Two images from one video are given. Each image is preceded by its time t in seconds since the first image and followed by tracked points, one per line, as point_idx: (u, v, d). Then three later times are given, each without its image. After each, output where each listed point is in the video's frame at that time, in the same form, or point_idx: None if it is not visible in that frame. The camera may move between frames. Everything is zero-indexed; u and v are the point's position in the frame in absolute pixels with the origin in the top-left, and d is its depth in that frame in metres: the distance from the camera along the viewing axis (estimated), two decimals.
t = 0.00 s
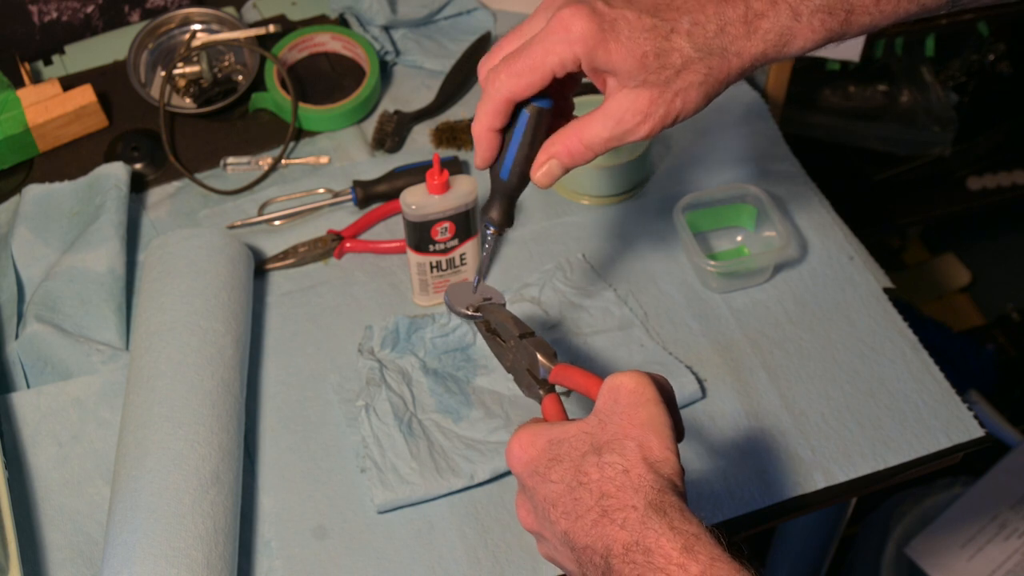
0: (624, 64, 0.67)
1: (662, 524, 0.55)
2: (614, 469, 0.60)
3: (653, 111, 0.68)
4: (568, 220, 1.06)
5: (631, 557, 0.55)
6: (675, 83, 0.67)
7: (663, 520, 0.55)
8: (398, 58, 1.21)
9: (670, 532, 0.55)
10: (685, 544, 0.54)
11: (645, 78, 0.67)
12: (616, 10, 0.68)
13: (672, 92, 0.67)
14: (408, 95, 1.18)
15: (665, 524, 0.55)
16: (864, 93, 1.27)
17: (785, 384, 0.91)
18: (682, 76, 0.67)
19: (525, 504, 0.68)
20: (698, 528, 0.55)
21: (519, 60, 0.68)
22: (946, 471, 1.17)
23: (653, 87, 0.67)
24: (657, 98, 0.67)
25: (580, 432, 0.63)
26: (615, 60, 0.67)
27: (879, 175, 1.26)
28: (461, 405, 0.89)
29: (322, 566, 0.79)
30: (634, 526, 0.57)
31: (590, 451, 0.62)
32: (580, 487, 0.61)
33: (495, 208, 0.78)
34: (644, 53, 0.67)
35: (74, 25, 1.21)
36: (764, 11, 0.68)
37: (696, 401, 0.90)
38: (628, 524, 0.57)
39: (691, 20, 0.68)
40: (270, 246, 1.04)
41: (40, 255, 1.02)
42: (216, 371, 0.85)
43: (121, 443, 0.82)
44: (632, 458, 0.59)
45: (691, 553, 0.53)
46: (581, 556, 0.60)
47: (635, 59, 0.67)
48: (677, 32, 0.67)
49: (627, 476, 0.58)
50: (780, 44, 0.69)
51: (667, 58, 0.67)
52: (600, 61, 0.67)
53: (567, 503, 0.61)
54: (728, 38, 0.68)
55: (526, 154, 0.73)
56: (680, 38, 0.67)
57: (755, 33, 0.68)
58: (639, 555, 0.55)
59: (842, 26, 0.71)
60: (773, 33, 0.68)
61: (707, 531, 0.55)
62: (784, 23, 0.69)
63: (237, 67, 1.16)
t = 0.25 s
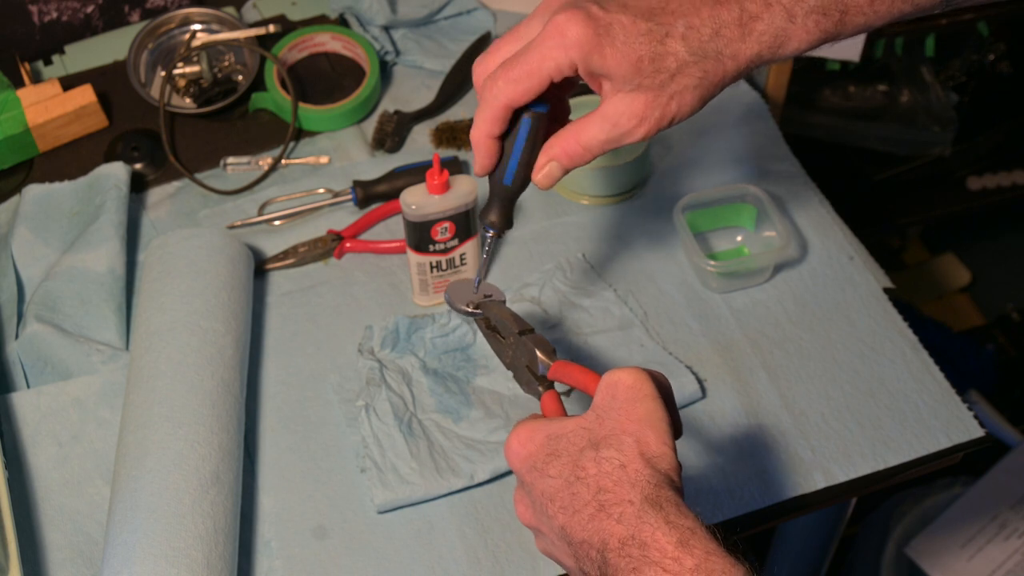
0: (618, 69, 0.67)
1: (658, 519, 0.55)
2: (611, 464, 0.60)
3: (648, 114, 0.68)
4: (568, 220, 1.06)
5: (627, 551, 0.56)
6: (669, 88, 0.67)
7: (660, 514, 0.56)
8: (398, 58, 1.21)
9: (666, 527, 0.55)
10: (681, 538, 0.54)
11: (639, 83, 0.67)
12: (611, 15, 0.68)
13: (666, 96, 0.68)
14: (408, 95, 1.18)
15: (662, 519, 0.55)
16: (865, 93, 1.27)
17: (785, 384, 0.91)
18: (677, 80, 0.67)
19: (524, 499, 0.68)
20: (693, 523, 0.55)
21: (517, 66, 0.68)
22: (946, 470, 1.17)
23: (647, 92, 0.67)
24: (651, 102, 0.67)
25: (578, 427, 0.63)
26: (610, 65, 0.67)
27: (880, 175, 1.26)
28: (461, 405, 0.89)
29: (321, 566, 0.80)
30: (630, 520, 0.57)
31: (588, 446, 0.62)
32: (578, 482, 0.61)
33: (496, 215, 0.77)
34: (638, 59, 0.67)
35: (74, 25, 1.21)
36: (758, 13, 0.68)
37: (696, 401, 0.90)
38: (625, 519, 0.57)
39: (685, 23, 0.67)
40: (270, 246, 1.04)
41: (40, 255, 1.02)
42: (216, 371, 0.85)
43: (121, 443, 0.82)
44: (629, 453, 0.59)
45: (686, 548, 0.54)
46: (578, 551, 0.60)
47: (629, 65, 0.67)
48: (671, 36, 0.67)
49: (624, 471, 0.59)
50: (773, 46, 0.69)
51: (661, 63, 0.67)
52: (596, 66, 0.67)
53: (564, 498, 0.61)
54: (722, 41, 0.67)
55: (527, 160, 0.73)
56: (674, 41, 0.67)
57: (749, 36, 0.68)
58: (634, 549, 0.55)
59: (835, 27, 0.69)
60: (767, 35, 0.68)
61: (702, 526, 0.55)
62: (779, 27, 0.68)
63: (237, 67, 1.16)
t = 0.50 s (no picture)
0: (616, 76, 0.67)
1: (658, 521, 0.56)
2: (612, 466, 0.60)
3: (645, 122, 0.68)
4: (568, 220, 1.06)
5: (628, 553, 0.56)
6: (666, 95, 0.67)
7: (659, 516, 0.56)
8: (398, 58, 1.21)
9: (666, 529, 0.55)
10: (681, 540, 0.55)
11: (636, 90, 0.67)
12: (609, 23, 0.68)
13: (663, 104, 0.68)
14: (408, 95, 1.18)
15: (661, 520, 0.55)
16: (865, 93, 1.27)
17: (785, 384, 0.91)
18: (674, 87, 0.68)
19: (527, 501, 0.68)
20: (693, 524, 0.55)
21: (516, 75, 0.68)
22: (946, 470, 1.17)
23: (644, 99, 0.67)
24: (648, 110, 0.68)
25: (579, 429, 0.63)
26: (607, 73, 0.67)
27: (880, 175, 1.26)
28: (461, 405, 0.89)
29: (322, 566, 0.79)
30: (631, 522, 0.57)
31: (588, 449, 0.62)
32: (579, 484, 0.61)
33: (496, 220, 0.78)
34: (635, 66, 0.67)
35: (74, 25, 1.21)
36: (756, 20, 0.68)
37: (696, 401, 0.90)
38: (625, 521, 0.57)
39: (682, 31, 0.68)
40: (270, 246, 1.04)
41: (40, 255, 1.02)
42: (216, 371, 0.85)
43: (121, 443, 0.82)
44: (629, 455, 0.59)
45: (687, 549, 0.54)
46: (580, 553, 0.61)
47: (626, 72, 0.67)
48: (669, 44, 0.68)
49: (624, 473, 0.59)
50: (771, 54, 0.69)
51: (658, 70, 0.67)
52: (594, 74, 0.68)
53: (566, 500, 0.61)
54: (719, 48, 0.68)
55: (528, 168, 0.73)
56: (672, 48, 0.68)
57: (746, 44, 0.68)
58: (635, 551, 0.56)
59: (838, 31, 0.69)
60: (764, 42, 0.68)
61: (702, 528, 0.55)
62: (777, 33, 0.68)
63: (237, 67, 1.16)
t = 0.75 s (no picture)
0: (594, 76, 0.67)
1: (634, 489, 0.60)
2: (594, 438, 0.63)
3: (616, 126, 0.68)
4: (568, 220, 1.06)
5: (606, 519, 0.60)
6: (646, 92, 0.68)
7: (636, 485, 0.60)
8: (398, 58, 1.21)
9: (641, 496, 0.59)
10: (654, 507, 0.59)
11: (616, 88, 0.67)
12: (582, 22, 0.69)
13: (641, 101, 0.68)
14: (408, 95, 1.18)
15: (637, 489, 0.59)
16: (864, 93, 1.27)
17: (785, 384, 0.91)
18: (605, 103, 0.67)
19: (518, 471, 0.71)
20: (667, 492, 0.59)
21: (488, 79, 0.67)
22: (946, 470, 1.17)
23: (624, 97, 0.67)
24: (626, 109, 0.68)
25: (564, 403, 0.66)
26: (585, 73, 0.67)
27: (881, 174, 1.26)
28: (461, 405, 0.89)
29: (322, 566, 0.80)
30: (609, 490, 0.61)
31: (573, 421, 0.65)
32: (563, 456, 0.64)
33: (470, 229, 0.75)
34: (615, 64, 0.67)
35: (74, 25, 1.21)
36: (734, 11, 0.69)
37: (697, 401, 0.90)
38: (605, 490, 0.61)
39: (662, 26, 0.68)
40: (270, 246, 1.04)
41: (40, 255, 1.02)
42: (216, 372, 0.85)
43: (121, 443, 0.82)
44: (610, 427, 0.63)
45: (660, 515, 0.58)
46: (564, 520, 0.64)
47: (605, 71, 0.67)
48: (648, 39, 0.67)
49: (605, 444, 0.62)
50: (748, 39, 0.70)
51: (639, 66, 0.67)
52: (566, 79, 0.67)
53: (552, 471, 0.65)
54: (698, 40, 0.68)
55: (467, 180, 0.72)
56: (652, 44, 0.67)
57: (726, 34, 0.69)
58: (612, 518, 0.60)
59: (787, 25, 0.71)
60: (743, 28, 0.69)
61: (675, 495, 0.59)
62: (752, 21, 0.69)
63: (237, 67, 1.16)
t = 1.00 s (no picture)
0: (584, 68, 0.66)
1: (633, 482, 0.60)
2: (593, 430, 0.63)
3: (599, 118, 0.69)
4: (567, 220, 1.06)
5: (604, 512, 0.60)
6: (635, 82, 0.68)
7: (635, 478, 0.60)
8: (398, 58, 1.20)
9: (639, 489, 0.59)
10: (653, 499, 0.59)
11: (604, 82, 0.67)
12: (573, 14, 0.68)
13: (629, 92, 0.68)
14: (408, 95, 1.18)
15: (636, 481, 0.60)
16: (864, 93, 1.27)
17: (785, 384, 0.91)
18: (591, 98, 0.68)
19: (517, 463, 0.71)
20: (666, 484, 0.60)
21: (477, 70, 0.67)
22: (946, 470, 1.17)
23: (612, 90, 0.68)
24: (614, 101, 0.68)
25: (563, 395, 0.66)
26: (574, 65, 0.66)
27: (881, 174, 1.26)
28: (461, 405, 0.89)
29: (321, 566, 0.80)
30: (608, 483, 0.61)
31: (571, 414, 0.65)
32: (562, 448, 0.64)
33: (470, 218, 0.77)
34: (603, 57, 0.66)
35: (74, 26, 1.21)
36: None
37: (697, 401, 0.90)
38: (603, 482, 0.61)
39: (652, 18, 0.67)
40: (270, 246, 1.04)
41: (39, 255, 1.02)
42: (216, 372, 0.85)
43: (121, 443, 0.82)
44: (608, 419, 0.63)
45: (658, 507, 0.58)
46: (563, 513, 0.64)
47: (594, 64, 0.66)
48: (638, 31, 0.66)
49: (604, 437, 0.62)
50: (738, 29, 0.68)
51: (628, 60, 0.67)
52: (555, 73, 0.67)
53: (550, 464, 0.65)
54: (688, 32, 0.67)
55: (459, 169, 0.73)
56: (642, 35, 0.66)
57: (717, 26, 0.67)
58: (611, 510, 0.60)
59: (777, 15, 0.69)
60: (733, 19, 0.67)
61: (674, 487, 0.59)
62: (742, 10, 0.67)
63: (237, 67, 1.16)
